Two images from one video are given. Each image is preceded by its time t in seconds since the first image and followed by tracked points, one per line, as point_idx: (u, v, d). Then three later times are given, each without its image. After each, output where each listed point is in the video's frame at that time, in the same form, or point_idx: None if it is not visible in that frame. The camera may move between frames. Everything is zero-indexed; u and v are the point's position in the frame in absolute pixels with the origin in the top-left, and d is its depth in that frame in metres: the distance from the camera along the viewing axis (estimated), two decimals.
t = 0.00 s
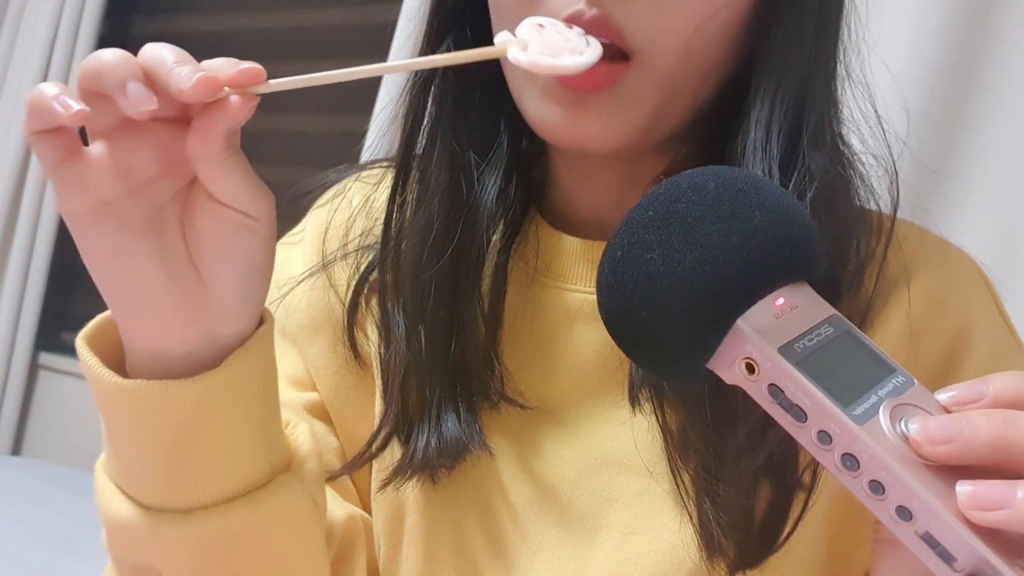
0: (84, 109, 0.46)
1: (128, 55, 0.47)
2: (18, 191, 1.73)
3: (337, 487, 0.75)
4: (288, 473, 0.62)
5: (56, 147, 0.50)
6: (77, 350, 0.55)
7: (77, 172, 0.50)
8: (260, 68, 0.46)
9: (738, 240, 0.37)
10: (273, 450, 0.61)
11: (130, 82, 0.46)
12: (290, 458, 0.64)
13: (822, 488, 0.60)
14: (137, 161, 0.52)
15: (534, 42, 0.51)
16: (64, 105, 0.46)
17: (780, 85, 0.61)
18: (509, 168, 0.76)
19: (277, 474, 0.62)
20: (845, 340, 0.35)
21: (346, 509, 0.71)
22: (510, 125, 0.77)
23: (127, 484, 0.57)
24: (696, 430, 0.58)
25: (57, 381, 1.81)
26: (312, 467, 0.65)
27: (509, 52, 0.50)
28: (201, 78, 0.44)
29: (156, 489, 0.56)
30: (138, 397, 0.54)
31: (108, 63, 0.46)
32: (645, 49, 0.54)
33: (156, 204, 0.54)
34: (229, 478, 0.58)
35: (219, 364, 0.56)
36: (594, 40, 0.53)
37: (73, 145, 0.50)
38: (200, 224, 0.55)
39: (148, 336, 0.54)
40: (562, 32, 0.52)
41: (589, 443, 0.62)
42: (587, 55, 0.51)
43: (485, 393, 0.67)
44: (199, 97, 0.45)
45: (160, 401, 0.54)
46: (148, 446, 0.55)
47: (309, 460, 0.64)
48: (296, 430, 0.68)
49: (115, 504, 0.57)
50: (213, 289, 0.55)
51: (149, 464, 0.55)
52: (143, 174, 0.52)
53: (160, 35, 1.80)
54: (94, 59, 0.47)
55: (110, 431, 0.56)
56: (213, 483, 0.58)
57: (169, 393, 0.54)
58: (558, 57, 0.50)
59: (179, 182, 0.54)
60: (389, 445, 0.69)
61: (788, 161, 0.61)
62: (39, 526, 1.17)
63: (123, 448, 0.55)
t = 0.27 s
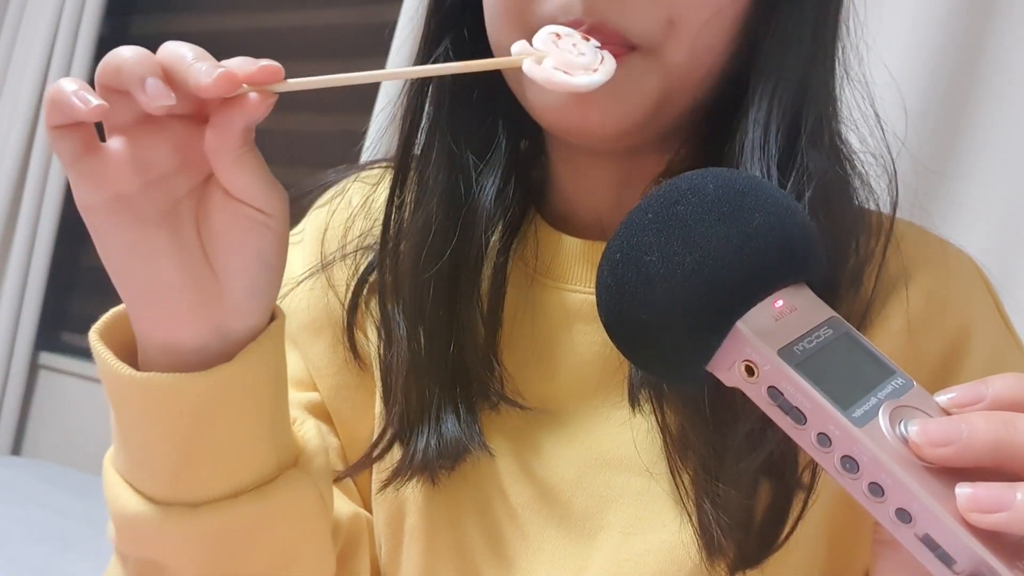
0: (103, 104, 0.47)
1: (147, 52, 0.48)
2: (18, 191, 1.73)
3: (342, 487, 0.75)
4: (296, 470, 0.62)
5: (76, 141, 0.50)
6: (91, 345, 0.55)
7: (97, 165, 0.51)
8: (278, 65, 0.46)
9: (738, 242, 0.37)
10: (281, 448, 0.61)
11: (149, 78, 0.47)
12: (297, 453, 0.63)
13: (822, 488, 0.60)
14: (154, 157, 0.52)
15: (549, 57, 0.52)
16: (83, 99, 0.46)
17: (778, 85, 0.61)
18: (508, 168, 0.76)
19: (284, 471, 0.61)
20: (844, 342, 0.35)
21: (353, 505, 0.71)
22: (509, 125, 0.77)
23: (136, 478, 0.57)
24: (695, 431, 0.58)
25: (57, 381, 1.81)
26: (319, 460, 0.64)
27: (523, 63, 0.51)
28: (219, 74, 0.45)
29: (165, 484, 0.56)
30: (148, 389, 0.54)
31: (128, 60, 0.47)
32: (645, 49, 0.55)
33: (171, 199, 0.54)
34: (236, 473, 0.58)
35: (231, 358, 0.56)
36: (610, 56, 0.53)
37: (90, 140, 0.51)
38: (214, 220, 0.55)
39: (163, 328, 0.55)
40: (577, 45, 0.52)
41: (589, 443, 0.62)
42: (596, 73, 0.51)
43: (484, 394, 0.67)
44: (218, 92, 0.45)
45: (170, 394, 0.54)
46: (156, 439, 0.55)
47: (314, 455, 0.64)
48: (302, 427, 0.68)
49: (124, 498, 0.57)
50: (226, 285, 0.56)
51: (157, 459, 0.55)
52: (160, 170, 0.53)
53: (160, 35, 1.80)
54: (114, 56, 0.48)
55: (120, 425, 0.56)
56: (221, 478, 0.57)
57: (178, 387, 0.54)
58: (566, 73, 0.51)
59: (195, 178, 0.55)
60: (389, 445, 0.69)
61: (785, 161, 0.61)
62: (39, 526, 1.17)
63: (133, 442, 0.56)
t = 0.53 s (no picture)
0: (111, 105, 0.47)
1: (157, 56, 0.48)
2: (18, 191, 1.73)
3: (343, 487, 0.75)
4: (301, 470, 0.62)
5: (86, 142, 0.51)
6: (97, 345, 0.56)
7: (106, 165, 0.52)
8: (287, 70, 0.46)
9: (734, 243, 0.37)
10: (286, 447, 0.61)
11: (158, 80, 0.47)
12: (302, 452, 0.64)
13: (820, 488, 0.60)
14: (162, 158, 0.53)
15: (558, 58, 0.52)
16: (91, 101, 0.47)
17: (774, 85, 0.61)
18: (507, 168, 0.76)
19: (290, 470, 0.61)
20: (841, 343, 0.35)
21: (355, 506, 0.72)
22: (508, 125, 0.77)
23: (141, 478, 0.57)
24: (694, 430, 0.58)
25: (58, 381, 1.81)
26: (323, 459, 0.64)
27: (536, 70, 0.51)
28: (230, 78, 0.45)
29: (171, 483, 0.56)
30: (154, 387, 0.54)
31: (138, 62, 0.47)
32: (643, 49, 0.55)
33: (179, 200, 0.54)
34: (241, 473, 0.58)
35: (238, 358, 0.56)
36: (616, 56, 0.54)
37: (98, 141, 0.51)
38: (221, 220, 0.55)
39: (171, 330, 0.55)
40: (584, 47, 0.53)
41: (588, 443, 0.63)
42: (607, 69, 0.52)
43: (483, 394, 0.67)
44: (227, 95, 0.45)
45: (176, 392, 0.54)
46: (162, 437, 0.55)
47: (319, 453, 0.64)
48: (306, 426, 0.68)
49: (128, 497, 0.57)
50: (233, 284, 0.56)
51: (164, 457, 0.55)
52: (168, 171, 0.53)
53: (159, 35, 1.80)
54: (123, 58, 0.48)
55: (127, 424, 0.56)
56: (226, 478, 0.57)
57: (183, 385, 0.54)
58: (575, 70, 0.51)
59: (203, 179, 0.55)
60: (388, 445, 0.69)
61: (782, 161, 0.61)
62: (39, 526, 1.17)
63: (139, 441, 0.56)
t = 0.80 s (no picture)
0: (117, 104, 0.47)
1: (162, 55, 0.48)
2: (18, 191, 1.73)
3: (344, 486, 0.75)
4: (304, 469, 0.62)
5: (91, 142, 0.50)
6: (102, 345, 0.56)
7: (111, 165, 0.51)
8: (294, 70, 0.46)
9: (734, 243, 0.37)
10: (289, 446, 0.61)
11: (164, 79, 0.47)
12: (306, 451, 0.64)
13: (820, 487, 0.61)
14: (168, 158, 0.53)
15: (559, 55, 0.53)
16: (98, 100, 0.46)
17: (773, 83, 0.61)
18: (508, 169, 0.76)
19: (294, 469, 0.61)
20: (841, 343, 0.35)
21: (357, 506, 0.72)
22: (509, 125, 0.77)
23: (146, 476, 0.57)
24: (694, 430, 0.58)
25: (57, 381, 1.81)
26: (325, 462, 0.65)
27: (537, 66, 0.53)
28: (236, 77, 0.45)
29: (176, 482, 0.56)
30: (160, 386, 0.54)
31: (144, 61, 0.47)
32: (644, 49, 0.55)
33: (183, 200, 0.55)
34: (245, 472, 0.58)
35: (241, 358, 0.57)
36: (618, 53, 0.54)
37: (104, 141, 0.51)
38: (225, 220, 0.56)
39: (176, 330, 0.55)
40: (586, 44, 0.54)
41: (589, 443, 0.63)
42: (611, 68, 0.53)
43: (484, 394, 0.67)
44: (235, 94, 0.45)
45: (181, 392, 0.54)
46: (168, 436, 0.55)
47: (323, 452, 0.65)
48: (309, 424, 0.68)
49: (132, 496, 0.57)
50: (236, 283, 0.56)
51: (170, 456, 0.55)
52: (173, 170, 0.54)
53: (159, 35, 1.80)
54: (129, 57, 0.48)
55: (131, 423, 0.56)
56: (230, 477, 0.57)
57: (188, 383, 0.54)
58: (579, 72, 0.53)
59: (207, 178, 0.56)
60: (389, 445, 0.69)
61: (780, 160, 0.61)
62: (39, 526, 1.17)
63: (144, 439, 0.56)
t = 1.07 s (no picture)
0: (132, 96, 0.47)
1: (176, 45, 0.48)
2: (18, 191, 1.73)
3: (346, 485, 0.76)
4: (312, 462, 0.62)
5: (99, 135, 0.50)
6: (113, 333, 0.56)
7: (121, 158, 0.51)
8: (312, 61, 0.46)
9: (737, 243, 0.37)
10: (296, 439, 0.61)
11: (182, 71, 0.47)
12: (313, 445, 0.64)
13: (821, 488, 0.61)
14: (176, 150, 0.52)
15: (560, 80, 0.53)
16: (113, 92, 0.46)
17: (777, 84, 0.61)
18: (510, 170, 0.76)
19: (300, 462, 0.62)
20: (844, 343, 0.35)
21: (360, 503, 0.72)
22: (512, 125, 0.78)
23: (154, 467, 0.57)
24: (694, 431, 0.59)
25: (57, 380, 1.81)
26: (331, 456, 0.65)
27: (542, 83, 0.52)
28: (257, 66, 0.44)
29: (184, 472, 0.56)
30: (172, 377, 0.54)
31: (156, 53, 0.47)
32: (645, 48, 0.55)
33: (193, 194, 0.54)
34: (253, 464, 0.58)
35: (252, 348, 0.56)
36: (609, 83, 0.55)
37: (113, 134, 0.50)
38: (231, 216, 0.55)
39: (190, 321, 0.55)
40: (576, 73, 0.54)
41: (590, 443, 0.63)
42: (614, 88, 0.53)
43: (485, 393, 0.68)
44: (255, 83, 0.45)
45: (194, 382, 0.54)
46: (178, 427, 0.55)
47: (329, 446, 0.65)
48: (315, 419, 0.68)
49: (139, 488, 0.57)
50: (247, 276, 0.56)
51: (178, 446, 0.55)
52: (182, 164, 0.53)
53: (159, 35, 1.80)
54: (139, 49, 0.47)
55: (141, 413, 0.56)
56: (238, 469, 0.58)
57: (200, 374, 0.54)
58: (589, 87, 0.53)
59: (216, 171, 0.55)
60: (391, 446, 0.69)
61: (783, 163, 0.61)
62: (39, 525, 1.17)
63: (152, 430, 0.56)
